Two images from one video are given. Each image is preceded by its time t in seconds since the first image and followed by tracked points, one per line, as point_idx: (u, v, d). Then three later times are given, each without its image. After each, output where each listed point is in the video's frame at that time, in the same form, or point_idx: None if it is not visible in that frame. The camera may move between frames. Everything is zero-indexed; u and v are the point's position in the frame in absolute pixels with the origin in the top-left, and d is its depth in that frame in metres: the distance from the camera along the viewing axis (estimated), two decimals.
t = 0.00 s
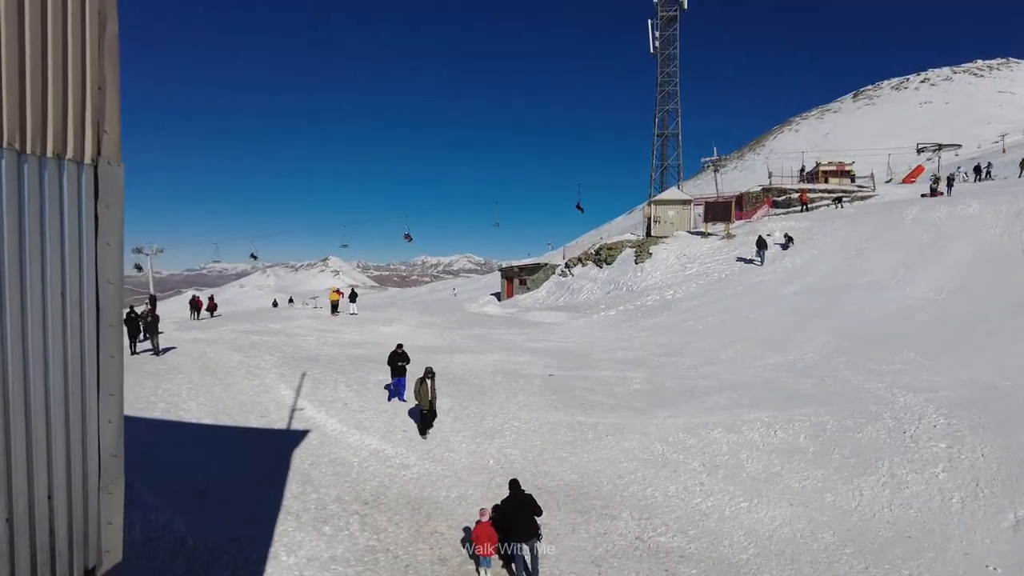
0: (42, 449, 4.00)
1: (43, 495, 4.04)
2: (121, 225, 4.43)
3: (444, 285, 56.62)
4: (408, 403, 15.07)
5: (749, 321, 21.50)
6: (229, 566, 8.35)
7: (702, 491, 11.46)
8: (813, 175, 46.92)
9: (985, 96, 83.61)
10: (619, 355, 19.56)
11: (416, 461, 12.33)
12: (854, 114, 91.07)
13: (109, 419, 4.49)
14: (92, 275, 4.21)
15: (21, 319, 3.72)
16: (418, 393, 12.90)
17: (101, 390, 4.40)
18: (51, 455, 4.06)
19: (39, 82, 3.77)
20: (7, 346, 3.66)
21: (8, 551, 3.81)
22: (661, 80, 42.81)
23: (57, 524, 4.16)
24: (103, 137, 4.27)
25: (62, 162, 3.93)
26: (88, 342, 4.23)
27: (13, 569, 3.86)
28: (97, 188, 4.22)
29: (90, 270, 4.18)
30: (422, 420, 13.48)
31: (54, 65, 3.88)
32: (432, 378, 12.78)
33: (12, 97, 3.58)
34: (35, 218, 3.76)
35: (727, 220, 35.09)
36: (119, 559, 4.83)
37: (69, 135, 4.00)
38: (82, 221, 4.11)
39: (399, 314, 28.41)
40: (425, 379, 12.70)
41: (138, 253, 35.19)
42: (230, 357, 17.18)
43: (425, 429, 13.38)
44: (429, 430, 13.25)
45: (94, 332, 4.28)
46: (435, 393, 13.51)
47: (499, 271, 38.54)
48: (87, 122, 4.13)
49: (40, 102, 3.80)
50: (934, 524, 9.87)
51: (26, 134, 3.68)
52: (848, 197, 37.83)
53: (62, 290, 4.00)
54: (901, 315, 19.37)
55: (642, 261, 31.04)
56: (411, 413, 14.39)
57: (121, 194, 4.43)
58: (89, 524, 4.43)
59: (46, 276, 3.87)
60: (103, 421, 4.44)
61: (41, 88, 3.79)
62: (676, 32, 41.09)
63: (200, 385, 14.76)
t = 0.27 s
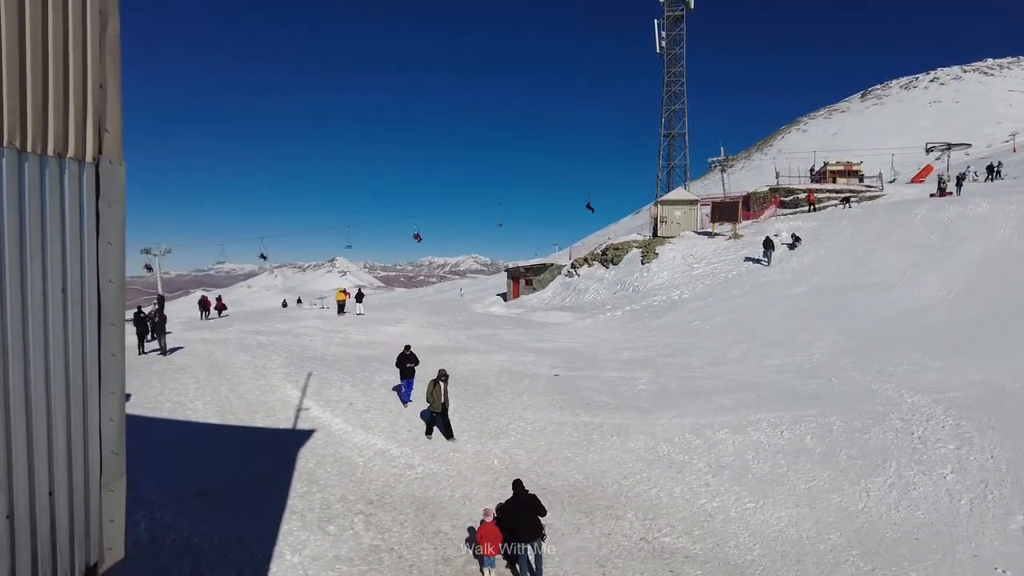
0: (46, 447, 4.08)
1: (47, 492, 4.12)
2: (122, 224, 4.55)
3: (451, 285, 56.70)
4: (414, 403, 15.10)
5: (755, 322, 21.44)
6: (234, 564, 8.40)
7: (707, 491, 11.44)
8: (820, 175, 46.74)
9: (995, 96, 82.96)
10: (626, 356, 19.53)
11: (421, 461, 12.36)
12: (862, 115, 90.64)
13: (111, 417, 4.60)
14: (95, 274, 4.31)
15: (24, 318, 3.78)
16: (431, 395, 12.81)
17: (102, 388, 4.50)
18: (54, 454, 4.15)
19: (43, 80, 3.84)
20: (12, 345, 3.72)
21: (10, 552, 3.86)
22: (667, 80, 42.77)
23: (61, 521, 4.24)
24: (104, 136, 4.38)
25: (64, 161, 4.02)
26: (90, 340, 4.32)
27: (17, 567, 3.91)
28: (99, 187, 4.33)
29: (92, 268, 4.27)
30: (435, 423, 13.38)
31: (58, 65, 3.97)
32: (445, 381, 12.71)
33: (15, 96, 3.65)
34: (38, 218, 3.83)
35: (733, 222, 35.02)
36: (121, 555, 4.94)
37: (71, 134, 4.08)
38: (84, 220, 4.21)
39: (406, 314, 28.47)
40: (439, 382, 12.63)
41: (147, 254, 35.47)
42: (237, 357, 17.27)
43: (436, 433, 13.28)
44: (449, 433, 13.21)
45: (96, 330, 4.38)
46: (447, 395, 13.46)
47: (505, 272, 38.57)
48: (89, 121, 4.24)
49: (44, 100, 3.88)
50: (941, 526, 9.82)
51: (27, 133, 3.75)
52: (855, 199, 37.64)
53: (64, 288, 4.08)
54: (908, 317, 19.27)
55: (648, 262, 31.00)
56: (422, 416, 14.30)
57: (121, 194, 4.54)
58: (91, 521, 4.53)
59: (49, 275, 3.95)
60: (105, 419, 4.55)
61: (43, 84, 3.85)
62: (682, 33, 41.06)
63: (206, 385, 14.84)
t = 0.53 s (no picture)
0: (49, 448, 4.08)
1: (51, 493, 4.12)
2: (128, 225, 4.49)
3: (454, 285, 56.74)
4: (417, 403, 15.11)
5: (758, 323, 21.40)
6: (237, 565, 8.42)
7: (710, 492, 11.42)
8: (824, 176, 46.62)
9: (1000, 96, 82.58)
10: (629, 356, 19.52)
11: (425, 461, 12.37)
12: (866, 115, 90.36)
13: (116, 419, 4.54)
14: (100, 276, 4.26)
15: (29, 320, 3.82)
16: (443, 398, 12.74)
17: (108, 390, 4.46)
18: (58, 454, 4.16)
19: (47, 83, 3.85)
20: (15, 346, 3.74)
21: (15, 551, 3.88)
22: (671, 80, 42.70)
23: (64, 522, 4.23)
24: (110, 138, 4.33)
25: (68, 163, 4.00)
26: (95, 341, 4.30)
27: (21, 567, 3.92)
28: (104, 189, 4.29)
29: (97, 270, 4.23)
30: (446, 425, 13.32)
31: (62, 68, 3.96)
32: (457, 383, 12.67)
33: (19, 100, 3.68)
34: (42, 221, 3.83)
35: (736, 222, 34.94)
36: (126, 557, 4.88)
37: (75, 136, 4.05)
38: (88, 222, 4.16)
39: (409, 314, 28.51)
40: (451, 384, 12.59)
41: (152, 254, 35.62)
42: (240, 357, 17.31)
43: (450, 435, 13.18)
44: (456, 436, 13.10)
45: (101, 332, 4.34)
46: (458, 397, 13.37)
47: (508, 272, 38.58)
48: (94, 123, 4.20)
49: (48, 102, 3.89)
50: (945, 528, 9.79)
51: (32, 136, 3.75)
52: (859, 199, 37.51)
53: (69, 290, 4.06)
54: (912, 317, 19.20)
55: (651, 262, 30.96)
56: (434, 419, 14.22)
57: (128, 195, 4.48)
58: (96, 522, 4.49)
59: (54, 277, 3.95)
60: (110, 420, 4.50)
61: (48, 88, 3.87)
62: (686, 33, 41.00)
63: (210, 385, 14.88)
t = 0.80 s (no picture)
0: (51, 448, 4.08)
1: (52, 494, 4.12)
2: (131, 227, 4.47)
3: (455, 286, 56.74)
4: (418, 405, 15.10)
5: (759, 324, 21.38)
6: (237, 565, 8.43)
7: (711, 494, 11.41)
8: (824, 177, 46.61)
9: (1001, 98, 82.60)
10: (630, 358, 19.51)
11: (425, 462, 12.37)
12: (866, 117, 90.36)
13: (117, 419, 4.55)
14: (103, 277, 4.26)
15: (31, 322, 3.82)
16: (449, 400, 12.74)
17: (109, 391, 4.47)
18: (60, 455, 4.15)
19: (50, 84, 3.85)
20: (17, 346, 3.75)
21: (17, 551, 3.88)
22: (672, 81, 42.69)
23: (65, 523, 4.23)
24: (112, 140, 4.31)
25: (71, 165, 4.00)
26: (97, 342, 4.29)
27: (22, 568, 3.92)
28: (107, 191, 4.28)
29: (100, 272, 4.22)
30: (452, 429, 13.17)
31: (65, 69, 3.95)
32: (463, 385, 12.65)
33: (22, 101, 3.70)
34: (44, 222, 3.84)
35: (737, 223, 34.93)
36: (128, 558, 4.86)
37: (77, 139, 4.04)
38: (91, 223, 4.16)
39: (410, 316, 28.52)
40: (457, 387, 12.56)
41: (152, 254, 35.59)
42: (241, 358, 17.30)
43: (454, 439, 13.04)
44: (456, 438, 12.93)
45: (103, 333, 4.34)
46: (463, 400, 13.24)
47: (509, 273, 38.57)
48: (96, 125, 4.19)
49: (51, 104, 3.88)
50: (946, 530, 9.79)
51: (36, 138, 3.77)
52: (860, 200, 37.51)
53: (71, 291, 4.07)
54: (913, 319, 19.20)
55: (652, 263, 30.95)
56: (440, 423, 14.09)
57: (131, 197, 4.46)
58: (97, 523, 4.49)
59: (56, 277, 3.96)
60: (111, 421, 4.50)
61: (52, 88, 3.87)
62: (687, 34, 40.99)
63: (211, 386, 14.87)
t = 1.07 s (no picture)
0: (51, 450, 4.07)
1: (53, 496, 4.12)
2: (132, 229, 4.48)
3: (455, 287, 56.72)
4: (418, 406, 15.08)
5: (759, 325, 21.37)
6: (237, 567, 8.42)
7: (711, 496, 11.40)
8: (825, 178, 46.61)
9: (1001, 99, 82.57)
10: (630, 359, 19.49)
11: (425, 464, 12.36)
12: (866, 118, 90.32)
13: (118, 421, 4.55)
14: (104, 279, 4.26)
15: (32, 325, 3.81)
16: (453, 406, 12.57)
17: (110, 393, 4.46)
18: (60, 457, 4.14)
19: (51, 87, 3.85)
20: (19, 349, 3.75)
21: (17, 554, 3.88)
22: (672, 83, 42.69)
23: (66, 525, 4.22)
24: (113, 143, 4.32)
25: (72, 167, 4.01)
26: (98, 344, 4.29)
27: (23, 570, 3.92)
28: (108, 193, 4.28)
29: (100, 274, 4.23)
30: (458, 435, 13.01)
31: (66, 72, 3.95)
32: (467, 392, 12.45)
33: (24, 104, 3.70)
34: (46, 225, 3.84)
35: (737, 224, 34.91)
36: (129, 560, 4.86)
37: (78, 142, 4.05)
38: (91, 225, 4.16)
39: (410, 317, 28.50)
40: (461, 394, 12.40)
41: (152, 255, 35.58)
42: (242, 359, 17.29)
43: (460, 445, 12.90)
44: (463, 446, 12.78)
45: (104, 336, 4.34)
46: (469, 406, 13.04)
47: (509, 274, 38.55)
48: (98, 128, 4.20)
49: (52, 107, 3.89)
50: (946, 532, 9.78)
51: (37, 139, 3.77)
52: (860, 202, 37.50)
53: (72, 293, 4.07)
54: (913, 321, 19.19)
55: (652, 264, 30.95)
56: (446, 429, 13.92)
57: (132, 200, 4.47)
58: (97, 526, 4.49)
59: (57, 279, 3.95)
60: (112, 423, 4.50)
61: (53, 91, 3.88)
62: (687, 36, 40.99)
63: (211, 387, 14.86)
